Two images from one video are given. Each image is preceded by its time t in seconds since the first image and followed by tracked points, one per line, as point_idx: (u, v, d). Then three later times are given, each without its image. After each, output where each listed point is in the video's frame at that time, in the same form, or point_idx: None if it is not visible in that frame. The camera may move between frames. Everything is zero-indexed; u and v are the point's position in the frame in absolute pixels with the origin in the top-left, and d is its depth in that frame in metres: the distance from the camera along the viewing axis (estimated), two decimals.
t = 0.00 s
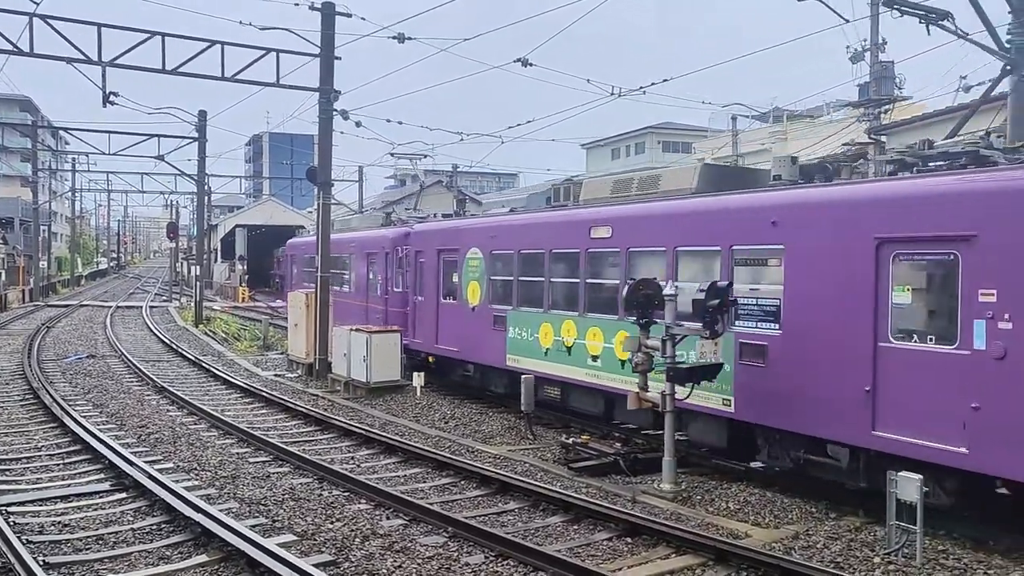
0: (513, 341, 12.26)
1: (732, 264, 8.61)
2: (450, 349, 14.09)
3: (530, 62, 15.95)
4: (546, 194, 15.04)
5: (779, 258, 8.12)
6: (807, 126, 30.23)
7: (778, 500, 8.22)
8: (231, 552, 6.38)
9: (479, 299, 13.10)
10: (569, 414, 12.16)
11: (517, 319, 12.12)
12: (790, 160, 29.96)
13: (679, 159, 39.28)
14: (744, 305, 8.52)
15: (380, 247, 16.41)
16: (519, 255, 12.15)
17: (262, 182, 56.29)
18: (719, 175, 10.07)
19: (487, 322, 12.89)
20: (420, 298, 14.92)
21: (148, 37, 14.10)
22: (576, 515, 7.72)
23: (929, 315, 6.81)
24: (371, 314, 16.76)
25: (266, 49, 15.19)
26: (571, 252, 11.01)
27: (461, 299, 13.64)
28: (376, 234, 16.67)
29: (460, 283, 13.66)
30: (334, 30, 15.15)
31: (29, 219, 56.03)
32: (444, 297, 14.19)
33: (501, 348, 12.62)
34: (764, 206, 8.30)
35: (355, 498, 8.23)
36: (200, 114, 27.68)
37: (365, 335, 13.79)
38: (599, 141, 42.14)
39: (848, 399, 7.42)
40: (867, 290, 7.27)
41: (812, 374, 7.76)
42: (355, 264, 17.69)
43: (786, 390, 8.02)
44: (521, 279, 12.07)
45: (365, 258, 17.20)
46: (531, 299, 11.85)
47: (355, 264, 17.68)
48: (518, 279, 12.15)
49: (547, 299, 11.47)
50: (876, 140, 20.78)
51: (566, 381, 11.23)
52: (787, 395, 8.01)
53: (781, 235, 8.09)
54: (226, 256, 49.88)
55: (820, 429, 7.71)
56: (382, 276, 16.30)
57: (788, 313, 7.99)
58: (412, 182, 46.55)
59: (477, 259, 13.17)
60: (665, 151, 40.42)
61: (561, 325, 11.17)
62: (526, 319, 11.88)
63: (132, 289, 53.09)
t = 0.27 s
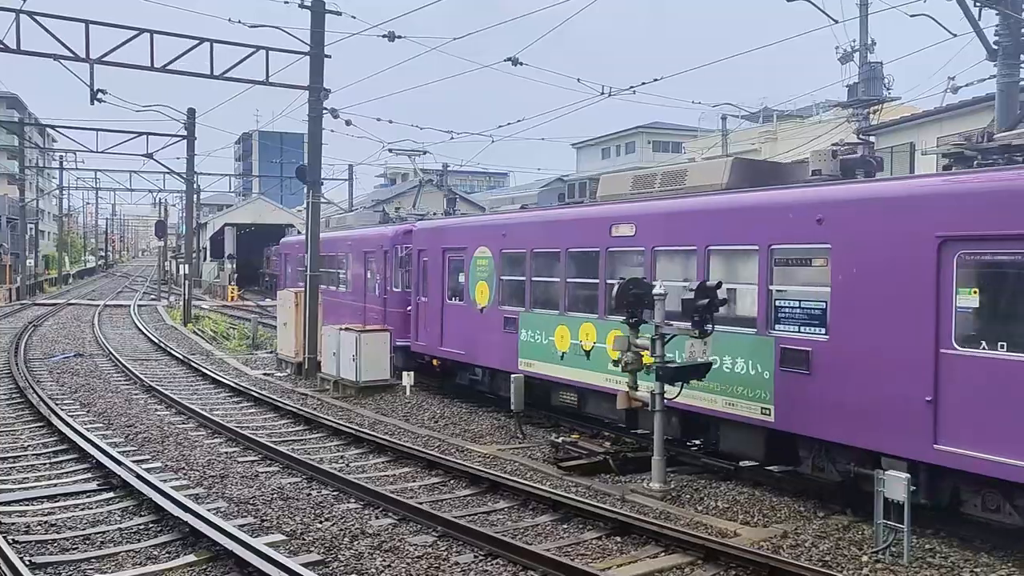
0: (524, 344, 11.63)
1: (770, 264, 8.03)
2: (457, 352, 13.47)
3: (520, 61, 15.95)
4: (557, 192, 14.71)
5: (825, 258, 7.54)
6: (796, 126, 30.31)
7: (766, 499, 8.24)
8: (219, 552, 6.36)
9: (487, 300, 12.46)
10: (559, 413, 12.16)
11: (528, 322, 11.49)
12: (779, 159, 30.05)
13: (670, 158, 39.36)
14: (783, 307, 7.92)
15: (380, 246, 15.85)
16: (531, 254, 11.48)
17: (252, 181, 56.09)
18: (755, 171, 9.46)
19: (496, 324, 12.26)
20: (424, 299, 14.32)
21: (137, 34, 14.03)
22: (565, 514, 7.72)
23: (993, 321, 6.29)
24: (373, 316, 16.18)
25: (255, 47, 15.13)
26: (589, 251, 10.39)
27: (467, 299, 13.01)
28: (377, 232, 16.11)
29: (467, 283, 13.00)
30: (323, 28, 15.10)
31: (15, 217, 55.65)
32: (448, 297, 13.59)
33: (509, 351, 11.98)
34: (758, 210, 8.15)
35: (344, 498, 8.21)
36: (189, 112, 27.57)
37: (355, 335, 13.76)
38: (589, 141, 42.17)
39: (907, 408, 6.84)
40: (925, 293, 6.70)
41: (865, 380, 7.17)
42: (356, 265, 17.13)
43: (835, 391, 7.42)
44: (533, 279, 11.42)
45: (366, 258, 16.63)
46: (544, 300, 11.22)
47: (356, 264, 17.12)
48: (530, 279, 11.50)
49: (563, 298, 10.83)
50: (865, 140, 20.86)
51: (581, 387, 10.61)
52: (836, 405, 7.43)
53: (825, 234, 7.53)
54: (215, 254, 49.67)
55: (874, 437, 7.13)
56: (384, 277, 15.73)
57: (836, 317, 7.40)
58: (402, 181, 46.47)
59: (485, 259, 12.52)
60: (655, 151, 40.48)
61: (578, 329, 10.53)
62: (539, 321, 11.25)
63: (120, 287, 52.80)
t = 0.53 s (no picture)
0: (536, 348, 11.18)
1: (816, 265, 7.60)
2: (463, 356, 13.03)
3: (510, 61, 15.95)
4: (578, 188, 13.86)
5: (880, 259, 7.09)
6: (786, 126, 30.39)
7: (755, 498, 8.27)
8: (207, 552, 6.33)
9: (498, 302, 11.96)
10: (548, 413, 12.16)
11: (543, 324, 11.02)
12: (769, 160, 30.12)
13: (660, 158, 39.42)
14: (829, 311, 7.49)
15: (381, 245, 15.43)
16: (547, 254, 11.02)
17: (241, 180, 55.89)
18: (786, 164, 9.20)
19: (506, 327, 11.80)
20: (428, 300, 13.88)
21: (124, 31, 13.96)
22: (555, 514, 7.73)
23: None
24: (372, 317, 15.78)
25: (244, 45, 15.08)
26: (609, 250, 9.94)
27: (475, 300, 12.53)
28: (378, 231, 15.68)
29: (476, 283, 12.48)
30: (312, 26, 15.05)
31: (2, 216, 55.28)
32: (453, 298, 13.16)
33: (520, 355, 11.53)
34: (777, 210, 7.99)
35: (333, 497, 8.20)
36: (178, 110, 27.44)
37: (344, 334, 13.73)
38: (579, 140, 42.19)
39: (963, 424, 6.47)
40: (994, 296, 6.27)
41: (919, 389, 6.79)
42: (355, 264, 16.70)
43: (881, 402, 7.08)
44: (549, 279, 10.96)
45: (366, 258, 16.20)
46: (560, 300, 10.75)
47: (355, 263, 16.69)
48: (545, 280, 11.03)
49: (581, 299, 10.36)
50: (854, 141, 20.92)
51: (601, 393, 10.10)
52: (892, 415, 7.00)
53: (880, 234, 7.09)
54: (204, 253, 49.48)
55: (924, 449, 6.80)
56: (385, 278, 15.31)
57: (893, 321, 6.96)
58: (392, 180, 46.38)
59: (496, 259, 12.01)
60: (645, 150, 40.54)
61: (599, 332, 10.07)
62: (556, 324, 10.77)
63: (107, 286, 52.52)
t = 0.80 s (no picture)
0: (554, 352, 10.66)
1: (871, 265, 7.10)
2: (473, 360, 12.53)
3: (500, 61, 15.94)
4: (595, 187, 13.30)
5: (943, 260, 6.59)
6: (775, 127, 30.49)
7: (744, 498, 8.28)
8: (196, 553, 6.30)
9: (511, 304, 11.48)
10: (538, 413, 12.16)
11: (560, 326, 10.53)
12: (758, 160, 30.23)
13: (650, 158, 39.48)
14: (884, 314, 7.00)
15: (384, 245, 14.94)
16: (566, 253, 10.51)
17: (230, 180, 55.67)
18: (827, 158, 8.79)
19: (520, 329, 11.29)
20: (435, 302, 13.38)
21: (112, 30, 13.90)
22: (544, 514, 7.73)
23: None
24: (372, 319, 15.31)
25: (232, 45, 15.03)
26: (635, 249, 9.45)
27: (486, 302, 12.01)
28: (379, 229, 15.21)
29: (487, 284, 11.99)
30: (302, 25, 15.01)
31: None
32: (462, 299, 12.67)
33: (535, 359, 11.02)
34: (828, 208, 7.47)
35: (322, 498, 8.17)
36: (166, 110, 27.31)
37: (333, 335, 13.69)
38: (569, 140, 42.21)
39: (981, 425, 6.36)
40: None
41: (952, 394, 6.54)
42: (354, 265, 16.20)
43: (889, 409, 6.95)
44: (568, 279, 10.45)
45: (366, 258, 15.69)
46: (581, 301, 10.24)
47: (354, 263, 16.20)
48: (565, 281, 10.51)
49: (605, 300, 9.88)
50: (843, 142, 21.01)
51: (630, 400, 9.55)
52: (952, 428, 6.55)
53: (943, 233, 6.61)
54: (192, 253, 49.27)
55: (952, 453, 6.58)
56: (387, 279, 14.82)
57: (958, 327, 6.48)
58: (381, 181, 46.30)
59: (508, 258, 11.54)
60: (635, 151, 40.60)
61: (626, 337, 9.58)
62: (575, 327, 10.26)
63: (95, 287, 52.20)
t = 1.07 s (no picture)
0: (578, 357, 10.11)
1: (941, 267, 6.60)
2: (487, 365, 11.96)
3: (488, 61, 15.94)
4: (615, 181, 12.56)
5: None
6: (763, 128, 30.61)
7: (733, 497, 8.30)
8: (183, 555, 6.27)
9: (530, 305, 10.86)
10: (527, 413, 12.17)
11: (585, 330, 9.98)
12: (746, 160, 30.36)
13: (638, 159, 39.57)
14: (956, 319, 6.50)
15: (387, 244, 14.34)
16: (591, 253, 9.94)
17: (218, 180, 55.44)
18: (882, 151, 8.27)
19: (540, 333, 10.71)
20: (446, 304, 12.78)
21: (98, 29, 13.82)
22: (533, 515, 7.73)
23: None
24: (375, 322, 14.76)
25: (220, 44, 14.97)
26: (670, 249, 8.89)
27: (502, 304, 11.43)
28: (382, 228, 14.63)
29: (504, 286, 11.38)
30: (290, 25, 14.97)
31: None
32: (474, 301, 12.09)
33: (556, 365, 10.46)
34: (895, 205, 6.92)
35: (310, 499, 8.15)
36: (153, 109, 27.17)
37: (322, 336, 13.65)
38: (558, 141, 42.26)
39: None
40: None
41: None
42: (355, 265, 15.62)
43: (962, 421, 6.41)
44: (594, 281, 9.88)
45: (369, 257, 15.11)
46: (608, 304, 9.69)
47: (354, 264, 15.62)
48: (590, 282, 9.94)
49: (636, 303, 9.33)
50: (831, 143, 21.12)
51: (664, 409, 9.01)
52: None
53: None
54: (180, 254, 49.04)
55: None
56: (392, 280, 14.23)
57: None
58: (370, 181, 46.21)
59: (527, 258, 10.91)
60: (623, 151, 40.67)
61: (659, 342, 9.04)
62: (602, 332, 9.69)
63: (80, 287, 51.87)
